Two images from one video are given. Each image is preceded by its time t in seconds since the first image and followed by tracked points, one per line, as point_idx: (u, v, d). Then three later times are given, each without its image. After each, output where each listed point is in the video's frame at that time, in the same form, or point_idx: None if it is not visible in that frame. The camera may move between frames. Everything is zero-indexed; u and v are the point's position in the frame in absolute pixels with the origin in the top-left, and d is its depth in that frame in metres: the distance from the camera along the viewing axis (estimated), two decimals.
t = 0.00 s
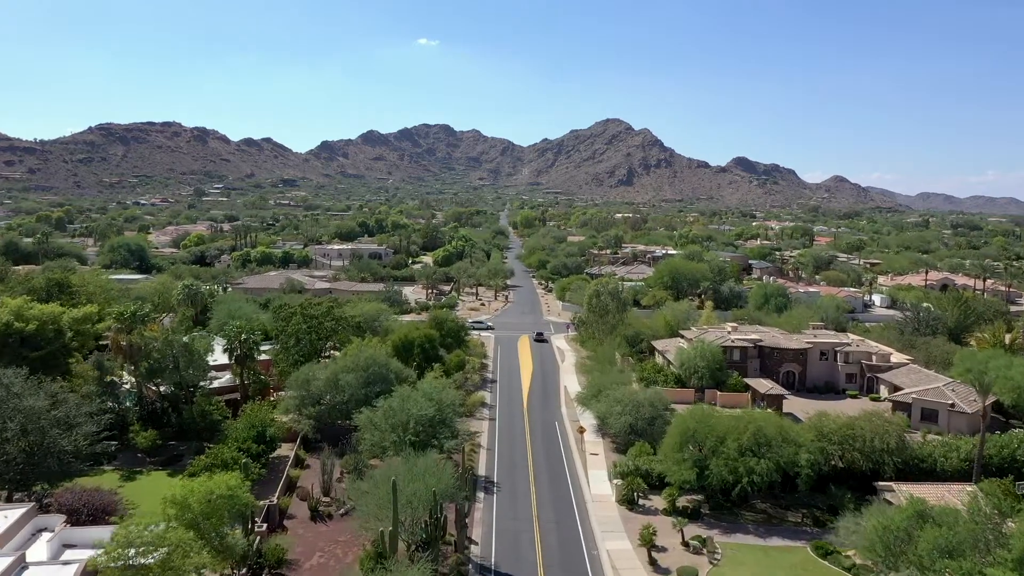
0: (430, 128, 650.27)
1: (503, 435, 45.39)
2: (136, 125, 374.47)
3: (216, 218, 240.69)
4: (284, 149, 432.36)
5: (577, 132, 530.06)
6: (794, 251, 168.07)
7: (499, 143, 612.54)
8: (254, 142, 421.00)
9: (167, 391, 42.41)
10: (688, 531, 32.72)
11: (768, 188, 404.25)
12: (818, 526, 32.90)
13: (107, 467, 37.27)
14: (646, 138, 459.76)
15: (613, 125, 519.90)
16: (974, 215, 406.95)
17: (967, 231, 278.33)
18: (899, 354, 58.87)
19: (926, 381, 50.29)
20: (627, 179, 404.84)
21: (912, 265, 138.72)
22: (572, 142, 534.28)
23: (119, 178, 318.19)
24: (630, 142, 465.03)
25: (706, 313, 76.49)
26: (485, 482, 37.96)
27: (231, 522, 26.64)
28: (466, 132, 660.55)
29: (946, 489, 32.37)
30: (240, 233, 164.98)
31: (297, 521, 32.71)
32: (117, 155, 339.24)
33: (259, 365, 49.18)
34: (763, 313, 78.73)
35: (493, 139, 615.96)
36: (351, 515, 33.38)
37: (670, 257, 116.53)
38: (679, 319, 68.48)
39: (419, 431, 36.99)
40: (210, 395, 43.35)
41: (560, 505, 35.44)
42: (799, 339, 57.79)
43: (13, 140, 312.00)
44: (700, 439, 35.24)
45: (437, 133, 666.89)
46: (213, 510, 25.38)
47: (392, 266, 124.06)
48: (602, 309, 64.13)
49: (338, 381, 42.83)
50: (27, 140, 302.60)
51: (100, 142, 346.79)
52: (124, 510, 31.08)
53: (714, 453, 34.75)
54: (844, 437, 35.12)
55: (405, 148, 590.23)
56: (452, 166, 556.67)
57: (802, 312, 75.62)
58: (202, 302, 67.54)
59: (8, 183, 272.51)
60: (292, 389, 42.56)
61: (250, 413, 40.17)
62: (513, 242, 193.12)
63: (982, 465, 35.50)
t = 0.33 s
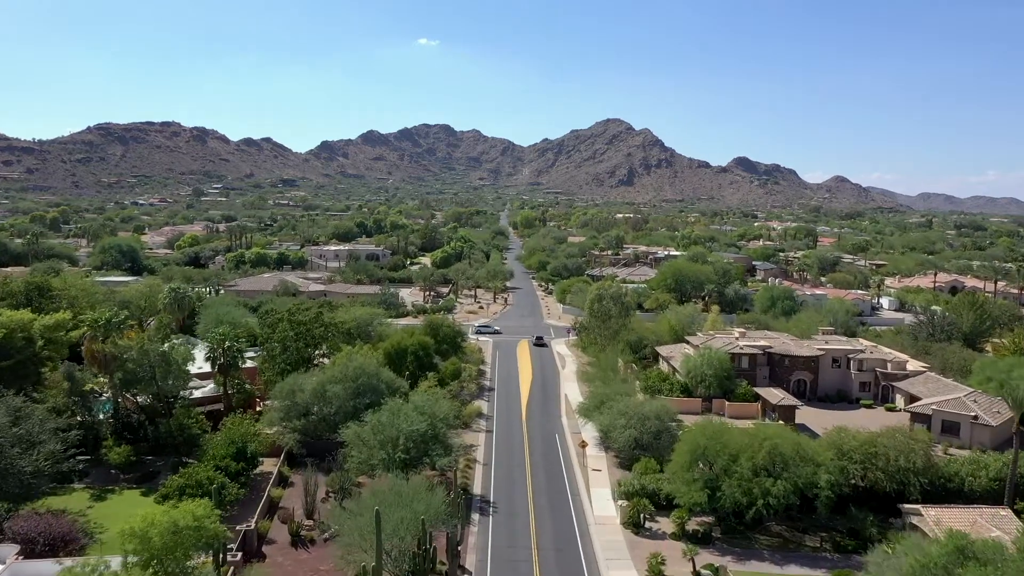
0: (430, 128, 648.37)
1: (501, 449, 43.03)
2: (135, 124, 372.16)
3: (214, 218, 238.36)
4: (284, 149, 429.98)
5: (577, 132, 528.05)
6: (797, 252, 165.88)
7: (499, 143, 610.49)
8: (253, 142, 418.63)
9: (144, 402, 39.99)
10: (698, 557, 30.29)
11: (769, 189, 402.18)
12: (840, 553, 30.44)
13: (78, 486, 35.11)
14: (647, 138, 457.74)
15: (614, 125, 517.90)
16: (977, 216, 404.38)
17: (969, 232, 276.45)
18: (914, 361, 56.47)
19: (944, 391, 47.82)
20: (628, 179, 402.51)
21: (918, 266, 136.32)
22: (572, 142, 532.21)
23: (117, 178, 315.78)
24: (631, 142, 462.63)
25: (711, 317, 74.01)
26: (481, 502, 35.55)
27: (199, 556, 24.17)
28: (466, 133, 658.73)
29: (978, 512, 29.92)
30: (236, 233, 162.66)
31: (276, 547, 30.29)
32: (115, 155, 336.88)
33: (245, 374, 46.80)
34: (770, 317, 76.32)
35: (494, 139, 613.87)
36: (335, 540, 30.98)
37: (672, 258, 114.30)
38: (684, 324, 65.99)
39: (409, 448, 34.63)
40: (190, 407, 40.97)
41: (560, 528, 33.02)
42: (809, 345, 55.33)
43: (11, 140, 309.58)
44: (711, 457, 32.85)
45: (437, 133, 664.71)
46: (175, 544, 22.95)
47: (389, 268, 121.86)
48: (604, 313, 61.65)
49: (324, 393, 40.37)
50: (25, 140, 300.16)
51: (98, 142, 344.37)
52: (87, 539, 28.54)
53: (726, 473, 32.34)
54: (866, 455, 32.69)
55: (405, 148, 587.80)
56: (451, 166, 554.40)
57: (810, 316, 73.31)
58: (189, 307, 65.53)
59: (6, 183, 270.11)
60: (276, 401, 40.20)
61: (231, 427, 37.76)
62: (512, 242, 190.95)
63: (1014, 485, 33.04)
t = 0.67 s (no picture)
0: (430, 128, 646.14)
1: (499, 465, 40.55)
2: (133, 124, 369.70)
3: (211, 219, 235.92)
4: (283, 149, 427.42)
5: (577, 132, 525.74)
6: (800, 253, 163.48)
7: (499, 143, 608.35)
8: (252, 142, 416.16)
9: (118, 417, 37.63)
10: None
11: (770, 189, 399.84)
12: None
13: (44, 508, 32.73)
14: (647, 138, 455.47)
15: (614, 125, 515.47)
16: (980, 216, 401.59)
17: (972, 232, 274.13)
18: (931, 369, 53.96)
19: (967, 401, 45.36)
20: (628, 179, 399.90)
21: (924, 268, 133.73)
22: (572, 142, 529.87)
23: (115, 178, 313.26)
24: (631, 142, 460.07)
25: (718, 322, 71.59)
26: (476, 525, 33.11)
27: None
28: (466, 132, 656.54)
29: (1016, 540, 27.41)
30: (232, 234, 160.19)
31: None
32: (113, 155, 334.37)
33: (229, 385, 44.45)
34: (778, 322, 73.83)
35: (494, 139, 611.59)
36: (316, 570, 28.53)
37: (675, 260, 112.00)
38: (689, 330, 63.57)
39: (398, 468, 32.17)
40: (167, 421, 38.55)
41: (560, 554, 30.55)
42: (822, 352, 52.88)
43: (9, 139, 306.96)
44: (724, 478, 30.39)
45: (437, 133, 662.48)
46: None
47: (386, 270, 119.61)
48: (607, 319, 59.28)
49: (310, 406, 37.99)
50: (23, 140, 297.65)
51: (97, 142, 341.83)
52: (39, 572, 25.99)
53: (740, 496, 29.86)
54: (892, 477, 30.22)
55: (405, 148, 585.14)
56: (451, 166, 552.04)
57: (819, 321, 70.91)
58: (176, 312, 63.42)
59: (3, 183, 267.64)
60: (260, 414, 37.78)
61: (210, 443, 35.30)
62: (512, 243, 188.61)
63: None
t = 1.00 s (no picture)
0: (431, 128, 644.00)
1: (496, 483, 38.07)
2: (132, 123, 367.39)
3: (209, 219, 233.50)
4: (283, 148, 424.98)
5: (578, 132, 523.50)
6: (804, 254, 160.94)
7: (500, 143, 606.14)
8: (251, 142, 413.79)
9: (88, 433, 35.23)
10: None
11: (772, 189, 397.50)
12: None
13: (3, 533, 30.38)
14: (648, 138, 453.26)
15: (615, 125, 512.97)
16: (981, 216, 399.11)
17: (975, 233, 271.95)
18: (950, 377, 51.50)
19: (991, 413, 42.89)
20: (629, 179, 397.49)
21: (931, 269, 131.30)
22: (573, 142, 527.58)
23: (113, 178, 310.83)
24: (631, 142, 457.63)
25: (725, 327, 69.13)
26: (471, 551, 30.67)
27: None
28: (466, 133, 654.44)
29: None
30: (229, 234, 157.75)
31: None
32: (112, 155, 332.07)
33: (211, 397, 42.05)
34: (786, 326, 71.42)
35: (494, 139, 609.31)
36: None
37: (678, 261, 109.60)
38: (696, 335, 61.08)
39: (386, 491, 29.71)
40: (142, 437, 36.10)
41: None
42: (837, 360, 50.45)
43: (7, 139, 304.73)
44: (740, 504, 27.99)
45: (437, 133, 660.27)
46: None
47: (383, 271, 117.28)
48: (610, 325, 56.65)
49: (294, 420, 35.58)
50: (21, 140, 295.46)
51: (96, 142, 339.55)
52: None
53: (759, 524, 27.43)
54: (923, 501, 27.80)
55: (405, 148, 582.54)
56: (451, 166, 549.61)
57: (829, 326, 68.40)
58: (161, 316, 61.12)
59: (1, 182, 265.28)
60: (241, 429, 35.44)
61: (185, 461, 32.88)
62: (512, 244, 186.19)
63: None
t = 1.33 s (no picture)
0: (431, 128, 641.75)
1: (494, 503, 35.51)
2: (131, 123, 365.03)
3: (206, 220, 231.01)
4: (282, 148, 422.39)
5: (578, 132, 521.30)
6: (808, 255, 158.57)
7: (500, 143, 603.88)
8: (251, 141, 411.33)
9: (56, 449, 32.77)
10: None
11: (773, 189, 395.16)
12: None
13: None
14: (648, 138, 451.13)
15: (615, 124, 510.53)
16: (983, 216, 396.80)
17: (978, 232, 269.67)
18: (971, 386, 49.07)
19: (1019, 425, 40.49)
20: (630, 179, 394.95)
21: (939, 271, 128.85)
22: (573, 141, 525.24)
23: (112, 178, 308.43)
24: (631, 142, 455.13)
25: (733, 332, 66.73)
26: None
27: None
28: (466, 133, 652.19)
29: None
30: (225, 234, 155.31)
31: None
32: (111, 155, 329.73)
33: (190, 410, 39.63)
34: (796, 331, 69.04)
35: (494, 139, 607.12)
36: None
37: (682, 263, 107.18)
38: (703, 341, 58.67)
39: (374, 518, 27.16)
40: (114, 454, 33.68)
41: None
42: (853, 368, 48.03)
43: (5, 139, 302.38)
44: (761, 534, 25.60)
45: (437, 133, 657.91)
46: None
47: (380, 273, 114.89)
48: (614, 331, 54.43)
49: (277, 438, 33.14)
50: (19, 140, 293.19)
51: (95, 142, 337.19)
52: None
53: (781, 556, 25.09)
54: (961, 531, 25.35)
55: (405, 148, 579.95)
56: (451, 166, 547.32)
57: (841, 331, 65.92)
58: (146, 321, 58.85)
59: None
60: (220, 446, 32.99)
61: (158, 482, 30.46)
62: (512, 244, 183.72)
63: None
